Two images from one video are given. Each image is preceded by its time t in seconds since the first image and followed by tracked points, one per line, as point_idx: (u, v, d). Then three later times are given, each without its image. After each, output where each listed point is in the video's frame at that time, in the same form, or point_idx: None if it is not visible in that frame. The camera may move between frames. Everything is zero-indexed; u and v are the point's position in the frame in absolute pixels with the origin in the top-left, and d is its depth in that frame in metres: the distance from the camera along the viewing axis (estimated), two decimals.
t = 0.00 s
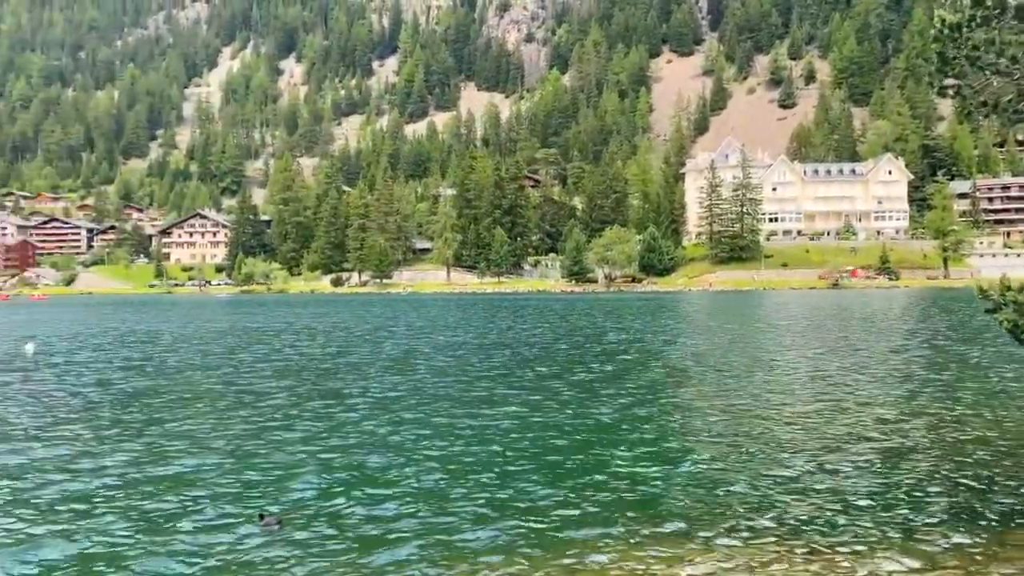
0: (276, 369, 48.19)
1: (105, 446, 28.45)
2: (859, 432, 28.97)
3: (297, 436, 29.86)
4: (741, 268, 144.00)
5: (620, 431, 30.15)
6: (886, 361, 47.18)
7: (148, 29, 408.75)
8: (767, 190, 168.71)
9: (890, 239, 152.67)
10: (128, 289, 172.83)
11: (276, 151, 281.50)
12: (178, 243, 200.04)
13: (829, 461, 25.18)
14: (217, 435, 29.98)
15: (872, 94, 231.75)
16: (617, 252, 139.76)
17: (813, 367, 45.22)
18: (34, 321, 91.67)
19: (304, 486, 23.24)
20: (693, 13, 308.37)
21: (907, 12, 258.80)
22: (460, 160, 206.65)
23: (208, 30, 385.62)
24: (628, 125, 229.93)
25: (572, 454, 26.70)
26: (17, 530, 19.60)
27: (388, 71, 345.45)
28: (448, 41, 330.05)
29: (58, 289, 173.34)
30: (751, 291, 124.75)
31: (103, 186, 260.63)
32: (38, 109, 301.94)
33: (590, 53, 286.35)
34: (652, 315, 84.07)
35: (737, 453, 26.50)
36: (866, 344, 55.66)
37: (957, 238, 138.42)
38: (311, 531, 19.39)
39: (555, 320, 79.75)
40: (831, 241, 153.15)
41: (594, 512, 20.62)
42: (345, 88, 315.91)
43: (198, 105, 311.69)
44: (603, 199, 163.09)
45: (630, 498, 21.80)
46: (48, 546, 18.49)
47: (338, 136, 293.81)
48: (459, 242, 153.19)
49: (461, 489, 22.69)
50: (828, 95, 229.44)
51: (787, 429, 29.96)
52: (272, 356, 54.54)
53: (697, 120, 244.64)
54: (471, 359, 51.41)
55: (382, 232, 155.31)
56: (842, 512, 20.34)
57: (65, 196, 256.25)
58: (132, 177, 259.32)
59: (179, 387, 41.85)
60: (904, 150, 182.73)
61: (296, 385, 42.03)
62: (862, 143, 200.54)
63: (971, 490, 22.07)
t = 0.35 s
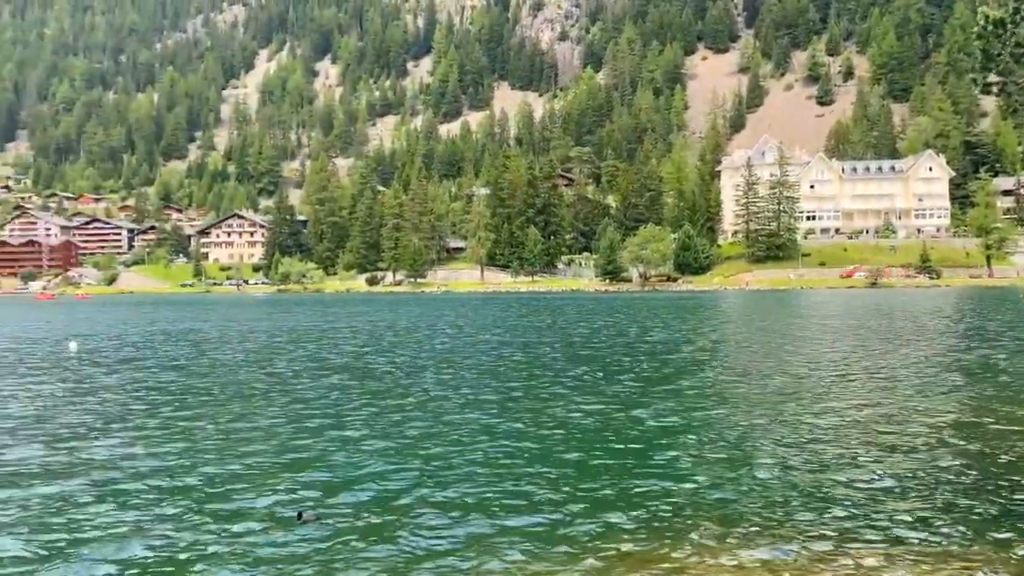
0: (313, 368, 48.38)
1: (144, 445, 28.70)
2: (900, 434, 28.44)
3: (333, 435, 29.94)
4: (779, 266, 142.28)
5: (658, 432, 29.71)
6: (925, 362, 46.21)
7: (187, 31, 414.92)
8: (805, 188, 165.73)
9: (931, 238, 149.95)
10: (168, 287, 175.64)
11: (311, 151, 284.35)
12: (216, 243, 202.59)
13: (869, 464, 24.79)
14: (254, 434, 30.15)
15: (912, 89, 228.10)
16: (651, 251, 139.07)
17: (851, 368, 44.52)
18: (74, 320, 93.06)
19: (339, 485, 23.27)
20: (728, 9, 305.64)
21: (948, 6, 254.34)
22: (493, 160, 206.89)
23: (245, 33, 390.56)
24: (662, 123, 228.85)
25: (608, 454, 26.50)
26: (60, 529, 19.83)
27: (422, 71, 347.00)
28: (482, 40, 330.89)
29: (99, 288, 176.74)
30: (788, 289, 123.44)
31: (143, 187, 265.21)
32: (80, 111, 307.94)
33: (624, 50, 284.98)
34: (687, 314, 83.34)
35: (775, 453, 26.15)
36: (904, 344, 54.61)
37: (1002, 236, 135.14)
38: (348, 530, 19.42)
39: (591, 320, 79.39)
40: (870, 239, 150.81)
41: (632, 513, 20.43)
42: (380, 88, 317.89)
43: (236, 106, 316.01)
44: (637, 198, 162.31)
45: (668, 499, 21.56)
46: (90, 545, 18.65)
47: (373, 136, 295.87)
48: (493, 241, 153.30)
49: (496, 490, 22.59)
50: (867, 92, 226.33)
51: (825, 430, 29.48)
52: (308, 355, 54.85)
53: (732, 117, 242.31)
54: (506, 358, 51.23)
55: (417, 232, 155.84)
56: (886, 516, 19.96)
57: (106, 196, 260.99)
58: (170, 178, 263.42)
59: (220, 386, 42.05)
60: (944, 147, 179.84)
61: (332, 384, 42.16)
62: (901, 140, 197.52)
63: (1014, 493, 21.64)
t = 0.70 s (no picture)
0: (351, 367, 48.75)
1: (185, 444, 29.16)
2: (944, 436, 27.91)
3: (370, 434, 30.17)
4: (822, 264, 140.40)
5: (705, 434, 29.33)
6: (974, 362, 45.13)
7: (230, 34, 421.28)
8: (848, 185, 163.55)
9: (978, 235, 146.63)
10: (213, 287, 178.75)
11: (351, 151, 286.98)
12: (258, 244, 205.58)
13: (911, 465, 24.42)
14: (291, 433, 30.47)
15: (960, 84, 223.47)
16: (691, 249, 137.76)
17: (894, 368, 43.75)
18: (120, 319, 94.96)
19: (375, 485, 23.44)
20: (769, 5, 301.99)
21: None
22: (531, 159, 206.90)
23: (287, 36, 395.46)
24: (702, 121, 227.32)
25: (645, 455, 26.37)
26: (102, 527, 20.24)
27: (461, 70, 348.08)
28: (521, 40, 331.18)
29: (145, 288, 180.51)
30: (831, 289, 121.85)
31: (188, 188, 270.07)
32: (127, 115, 314.61)
33: (663, 48, 283.28)
34: (730, 313, 82.47)
35: (814, 455, 25.86)
36: (953, 344, 53.36)
37: None
38: (383, 530, 19.56)
39: (631, 319, 78.93)
40: (916, 237, 148.12)
41: (669, 515, 20.33)
42: (418, 89, 319.40)
43: (277, 108, 320.29)
44: (676, 196, 161.06)
45: (704, 500, 21.44)
46: (130, 544, 19.02)
47: (412, 137, 297.48)
48: (531, 240, 153.12)
49: (531, 491, 22.61)
50: (912, 87, 222.27)
51: (867, 431, 29.04)
52: (347, 354, 55.31)
53: (774, 114, 239.19)
54: (545, 358, 51.13)
55: (455, 231, 156.24)
56: (926, 518, 19.67)
57: (152, 197, 266.17)
58: (214, 179, 267.76)
59: (268, 386, 42.44)
60: (993, 143, 176.23)
61: (370, 383, 42.44)
62: (948, 136, 193.58)
63: None
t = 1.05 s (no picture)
0: (395, 368, 48.26)
1: (233, 445, 28.73)
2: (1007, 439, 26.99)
3: (418, 436, 29.53)
4: (864, 263, 138.46)
5: (759, 436, 28.58)
6: None
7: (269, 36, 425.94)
8: (890, 183, 160.49)
9: None
10: (254, 286, 181.10)
11: (388, 151, 288.59)
12: (298, 243, 207.84)
13: (987, 471, 23.30)
14: (339, 435, 29.93)
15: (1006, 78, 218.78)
16: (731, 250, 133.62)
17: (942, 368, 42.72)
18: (163, 319, 95.78)
19: (430, 489, 22.78)
20: None
21: None
22: (567, 158, 206.24)
23: (325, 37, 398.63)
24: (741, 118, 225.09)
25: (703, 459, 25.44)
26: (156, 530, 19.75)
27: (497, 70, 348.07)
28: (557, 38, 330.28)
29: (188, 287, 183.31)
30: (873, 287, 119.84)
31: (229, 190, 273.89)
32: (170, 117, 319.89)
33: (700, 44, 280.46)
34: (769, 313, 81.30)
35: (882, 460, 24.81)
36: (1000, 344, 52.09)
37: None
38: (442, 535, 18.88)
39: (674, 318, 77.85)
40: (961, 235, 145.58)
41: (741, 523, 19.38)
42: (454, 89, 319.85)
43: (315, 109, 323.41)
44: (715, 194, 159.09)
45: (774, 507, 20.50)
46: (195, 545, 18.57)
47: (448, 137, 298.32)
48: (567, 239, 152.92)
49: (592, 495, 21.80)
50: (957, 81, 217.63)
51: (933, 435, 27.91)
52: (389, 355, 54.91)
53: (813, 111, 235.71)
54: (589, 358, 50.34)
55: (491, 231, 156.40)
56: (1016, 529, 18.57)
57: (194, 198, 270.48)
58: (254, 181, 271.03)
59: (314, 385, 42.40)
60: None
61: (415, 384, 41.87)
62: (995, 131, 189.23)
63: None
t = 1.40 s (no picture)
0: (437, 368, 47.76)
1: (276, 446, 28.27)
2: None
3: (461, 437, 28.87)
4: (913, 261, 135.32)
5: (812, 436, 27.61)
6: None
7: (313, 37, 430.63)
8: (940, 178, 157.87)
9: None
10: (298, 285, 183.08)
11: (430, 151, 289.57)
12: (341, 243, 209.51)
13: None
14: (381, 436, 29.39)
15: None
16: (777, 246, 131.51)
17: (996, 367, 41.29)
18: (211, 318, 96.86)
19: (474, 491, 22.03)
20: None
21: None
22: (609, 156, 204.93)
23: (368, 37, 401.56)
24: (786, 114, 221.90)
25: (758, 461, 24.44)
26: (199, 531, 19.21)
27: (538, 68, 347.38)
28: (599, 36, 328.58)
29: (236, 287, 185.99)
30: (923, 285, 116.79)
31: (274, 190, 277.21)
32: (216, 119, 325.16)
33: (744, 39, 276.91)
34: (815, 311, 79.69)
35: (944, 463, 23.62)
36: None
37: None
38: (492, 538, 18.11)
39: (720, 317, 76.36)
40: (1015, 231, 141.66)
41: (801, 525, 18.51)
42: (496, 88, 319.99)
43: (358, 110, 326.17)
44: (761, 190, 156.76)
45: (837, 512, 19.44)
46: (243, 545, 18.11)
47: (490, 136, 298.86)
48: (609, 237, 152.04)
49: (645, 498, 20.93)
50: (1012, 73, 211.78)
51: (995, 436, 26.74)
52: (433, 354, 54.45)
53: (860, 106, 231.11)
54: (634, 358, 49.29)
55: (532, 230, 155.75)
56: None
57: (240, 199, 274.48)
58: (299, 181, 274.34)
59: (356, 384, 42.16)
60: None
61: (460, 384, 41.30)
62: None
63: None
